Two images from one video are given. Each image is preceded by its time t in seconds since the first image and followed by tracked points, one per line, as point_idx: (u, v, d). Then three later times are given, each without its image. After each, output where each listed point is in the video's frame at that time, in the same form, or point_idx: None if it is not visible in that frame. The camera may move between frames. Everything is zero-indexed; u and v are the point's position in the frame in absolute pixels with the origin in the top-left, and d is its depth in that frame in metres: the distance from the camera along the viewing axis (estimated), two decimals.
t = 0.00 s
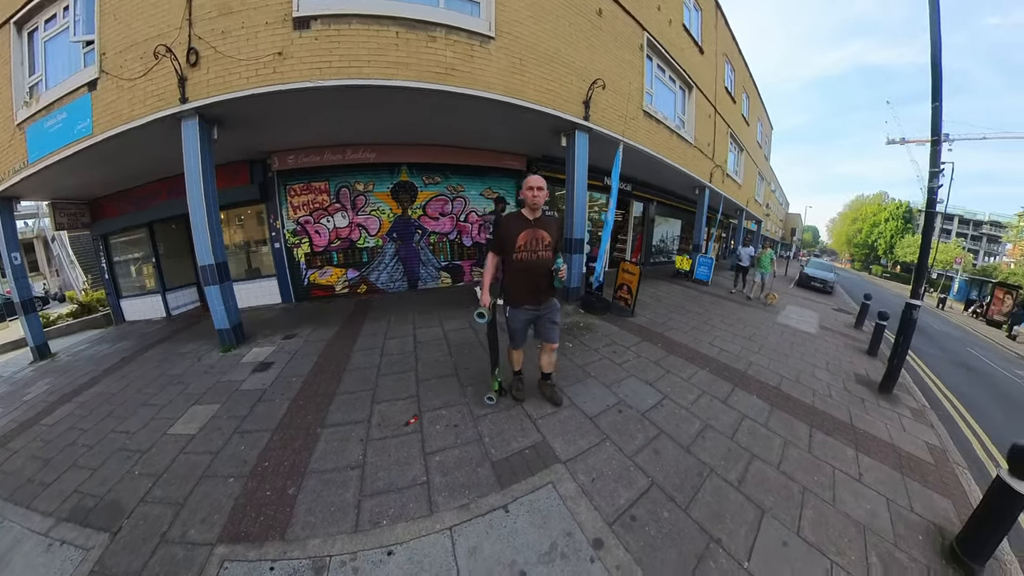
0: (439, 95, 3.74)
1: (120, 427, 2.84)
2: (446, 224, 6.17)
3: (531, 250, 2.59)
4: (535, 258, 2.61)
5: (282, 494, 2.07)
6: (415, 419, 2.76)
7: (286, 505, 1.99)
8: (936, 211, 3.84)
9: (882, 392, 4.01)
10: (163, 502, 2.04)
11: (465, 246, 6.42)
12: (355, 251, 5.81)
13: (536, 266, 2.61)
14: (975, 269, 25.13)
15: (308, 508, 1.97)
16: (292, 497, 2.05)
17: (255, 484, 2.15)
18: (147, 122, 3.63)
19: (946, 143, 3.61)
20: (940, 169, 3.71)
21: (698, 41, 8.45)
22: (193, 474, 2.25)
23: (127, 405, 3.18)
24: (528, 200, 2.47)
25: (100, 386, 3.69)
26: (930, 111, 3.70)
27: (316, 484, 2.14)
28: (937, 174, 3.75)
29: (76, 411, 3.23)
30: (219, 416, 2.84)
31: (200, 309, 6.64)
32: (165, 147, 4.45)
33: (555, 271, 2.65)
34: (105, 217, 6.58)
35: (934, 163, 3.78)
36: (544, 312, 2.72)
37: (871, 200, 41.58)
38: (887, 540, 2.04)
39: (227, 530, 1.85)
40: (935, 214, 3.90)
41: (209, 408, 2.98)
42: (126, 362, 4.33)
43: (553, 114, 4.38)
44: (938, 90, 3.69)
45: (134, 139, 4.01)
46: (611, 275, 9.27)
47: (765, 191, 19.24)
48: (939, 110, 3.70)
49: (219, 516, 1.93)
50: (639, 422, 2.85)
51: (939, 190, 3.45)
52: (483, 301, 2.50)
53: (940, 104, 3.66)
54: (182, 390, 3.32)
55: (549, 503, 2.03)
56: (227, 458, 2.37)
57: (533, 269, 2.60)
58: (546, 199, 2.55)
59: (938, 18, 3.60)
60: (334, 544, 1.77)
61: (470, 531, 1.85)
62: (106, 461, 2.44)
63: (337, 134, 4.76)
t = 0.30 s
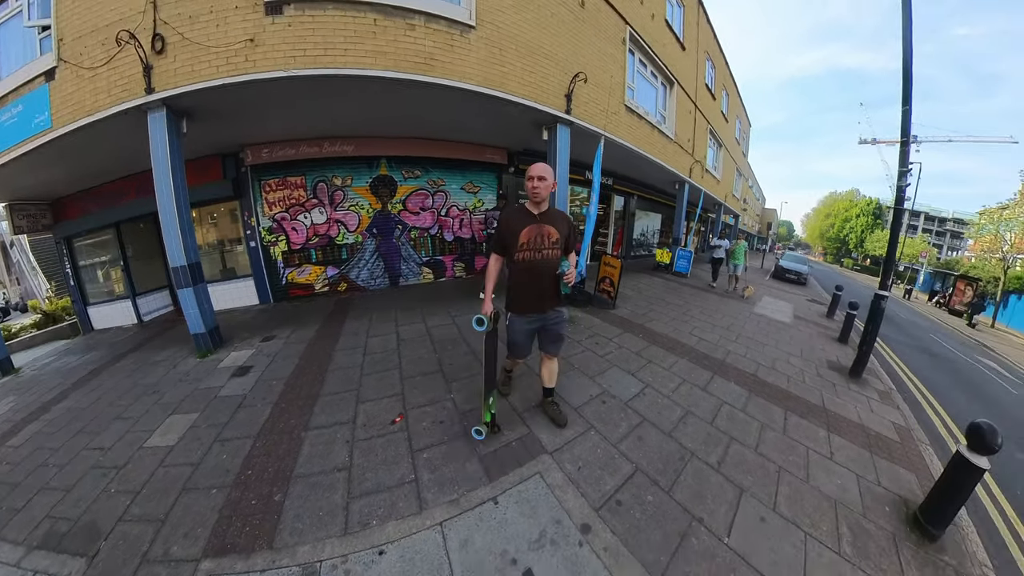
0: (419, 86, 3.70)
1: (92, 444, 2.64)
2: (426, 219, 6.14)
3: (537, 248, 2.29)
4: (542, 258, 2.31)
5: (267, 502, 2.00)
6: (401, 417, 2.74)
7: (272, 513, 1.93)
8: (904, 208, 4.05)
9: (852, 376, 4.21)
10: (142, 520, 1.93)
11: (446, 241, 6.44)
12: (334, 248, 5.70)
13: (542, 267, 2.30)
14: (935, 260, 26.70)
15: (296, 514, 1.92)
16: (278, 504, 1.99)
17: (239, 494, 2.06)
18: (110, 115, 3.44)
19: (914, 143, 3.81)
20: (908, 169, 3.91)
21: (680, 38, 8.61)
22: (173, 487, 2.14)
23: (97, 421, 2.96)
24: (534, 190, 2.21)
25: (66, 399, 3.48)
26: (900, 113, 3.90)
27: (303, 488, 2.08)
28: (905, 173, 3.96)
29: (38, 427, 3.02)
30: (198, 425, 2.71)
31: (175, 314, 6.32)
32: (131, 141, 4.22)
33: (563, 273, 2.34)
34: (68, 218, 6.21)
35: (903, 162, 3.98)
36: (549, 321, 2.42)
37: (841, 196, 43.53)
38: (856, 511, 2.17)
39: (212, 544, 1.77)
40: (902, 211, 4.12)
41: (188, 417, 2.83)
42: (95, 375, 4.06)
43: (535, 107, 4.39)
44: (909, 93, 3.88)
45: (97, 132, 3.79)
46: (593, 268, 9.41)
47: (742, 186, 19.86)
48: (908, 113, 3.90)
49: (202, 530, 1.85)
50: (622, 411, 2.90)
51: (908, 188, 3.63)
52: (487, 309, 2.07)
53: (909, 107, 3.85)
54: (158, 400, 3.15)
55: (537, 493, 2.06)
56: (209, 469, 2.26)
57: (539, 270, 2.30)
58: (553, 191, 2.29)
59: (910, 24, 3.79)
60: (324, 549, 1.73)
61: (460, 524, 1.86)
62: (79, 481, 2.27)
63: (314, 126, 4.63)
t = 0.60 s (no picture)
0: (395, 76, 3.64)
1: (56, 468, 2.36)
2: (404, 214, 6.12)
3: (534, 247, 1.84)
4: (540, 258, 1.86)
5: (250, 514, 1.91)
6: (385, 417, 2.70)
7: (256, 525, 1.84)
8: (870, 203, 4.29)
9: (821, 360, 4.42)
10: (116, 547, 1.76)
11: (424, 237, 6.43)
12: (309, 247, 5.56)
13: (540, 269, 1.86)
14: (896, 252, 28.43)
15: (281, 524, 1.85)
16: (262, 515, 1.90)
17: (220, 508, 1.95)
18: (64, 106, 3.22)
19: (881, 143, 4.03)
20: (874, 168, 4.14)
21: (658, 33, 8.77)
22: (149, 507, 1.99)
23: (59, 443, 2.66)
24: (527, 177, 1.74)
25: (20, 419, 3.22)
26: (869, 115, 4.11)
27: (287, 497, 2.01)
28: (871, 172, 4.19)
29: None
30: (173, 439, 2.53)
31: (143, 322, 5.91)
32: (87, 136, 3.96)
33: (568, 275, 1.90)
34: (22, 224, 5.78)
35: (869, 161, 4.21)
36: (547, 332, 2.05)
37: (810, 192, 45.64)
38: (825, 484, 2.31)
39: (194, 561, 1.68)
40: (869, 206, 4.34)
41: (161, 431, 2.64)
42: (60, 391, 3.69)
43: (513, 100, 4.41)
44: (876, 95, 4.10)
45: (49, 127, 3.52)
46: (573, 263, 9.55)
47: (717, 182, 20.51)
48: (876, 115, 4.12)
49: (182, 551, 1.73)
50: (604, 400, 2.97)
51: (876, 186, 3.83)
52: (480, 321, 1.99)
53: (877, 109, 4.07)
54: (129, 415, 2.91)
55: (524, 484, 2.08)
56: (187, 484, 2.13)
57: (537, 274, 1.87)
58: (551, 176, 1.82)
59: (880, 26, 3.98)
60: (313, 557, 1.67)
61: (450, 520, 1.85)
62: (45, 511, 2.02)
63: (286, 119, 4.48)
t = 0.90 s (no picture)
0: (378, 68, 3.60)
1: (33, 488, 2.25)
2: (388, 210, 6.06)
3: (528, 242, 1.78)
4: (536, 256, 1.81)
5: (240, 522, 1.87)
6: (374, 417, 2.68)
7: (247, 533, 1.81)
8: (849, 200, 4.45)
9: (801, 350, 4.57)
10: (101, 566, 1.70)
11: (409, 233, 6.39)
12: (292, 245, 5.45)
13: (536, 270, 1.82)
14: (873, 246, 29.52)
15: (272, 530, 1.81)
16: (252, 523, 1.86)
17: (209, 518, 1.91)
18: (31, 102, 3.05)
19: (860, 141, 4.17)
20: (853, 164, 4.30)
21: (644, 28, 8.85)
22: (134, 522, 1.92)
23: (35, 459, 2.54)
24: (516, 165, 1.69)
25: None
26: (849, 114, 4.25)
27: (278, 503, 1.98)
28: (850, 168, 4.34)
29: None
30: (157, 450, 2.45)
31: (121, 329, 5.69)
32: (54, 132, 3.77)
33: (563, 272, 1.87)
34: None
35: (848, 158, 4.36)
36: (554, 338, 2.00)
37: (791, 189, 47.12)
38: (806, 466, 2.40)
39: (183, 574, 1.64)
40: (848, 202, 4.49)
41: (144, 443, 2.55)
42: (35, 405, 3.53)
43: (498, 93, 4.41)
44: (856, 95, 4.25)
45: (14, 124, 3.32)
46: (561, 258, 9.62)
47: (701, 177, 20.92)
48: (855, 113, 4.27)
49: (169, 565, 1.68)
50: (592, 392, 3.01)
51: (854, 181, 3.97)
52: (460, 333, 1.92)
53: (856, 108, 4.22)
54: (109, 427, 2.79)
55: (516, 477, 2.10)
56: (173, 495, 2.07)
57: (533, 273, 1.81)
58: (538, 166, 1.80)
59: (861, 28, 4.13)
60: (306, 561, 1.65)
61: (444, 516, 1.86)
62: (24, 532, 1.93)
63: (266, 113, 4.37)
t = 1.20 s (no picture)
0: (373, 65, 3.59)
1: (28, 492, 2.23)
2: (384, 209, 6.04)
3: (526, 242, 1.79)
4: (533, 257, 1.80)
5: (238, 524, 1.86)
6: (371, 416, 2.67)
7: (245, 534, 1.80)
8: (843, 198, 4.49)
9: (796, 347, 4.60)
10: (98, 570, 1.68)
11: (406, 232, 6.38)
12: (288, 244, 5.42)
13: (534, 272, 1.82)
14: (867, 245, 29.82)
15: (270, 531, 1.81)
16: (250, 524, 1.86)
17: (207, 520, 1.90)
18: (20, 101, 3.00)
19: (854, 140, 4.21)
20: (847, 163, 4.33)
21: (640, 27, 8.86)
22: (131, 526, 1.90)
23: (30, 463, 2.51)
24: (519, 159, 1.67)
25: None
26: (843, 112, 4.28)
27: (276, 504, 1.97)
28: (845, 167, 4.38)
29: None
30: (153, 452, 2.44)
31: (116, 330, 5.63)
32: (45, 131, 3.72)
33: (562, 276, 1.85)
34: None
35: (842, 156, 4.40)
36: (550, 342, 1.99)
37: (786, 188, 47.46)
38: (801, 461, 2.42)
39: None
40: (842, 200, 4.53)
41: (140, 445, 2.53)
42: (29, 409, 3.50)
43: (495, 90, 4.40)
44: (851, 94, 4.28)
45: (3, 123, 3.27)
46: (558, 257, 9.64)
47: (697, 176, 21.01)
48: (849, 112, 4.30)
49: (167, 567, 1.67)
50: (589, 389, 3.02)
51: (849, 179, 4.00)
52: (455, 348, 1.91)
53: (850, 107, 4.25)
54: (104, 430, 2.76)
55: (514, 474, 2.10)
56: (170, 498, 2.06)
57: (530, 274, 1.81)
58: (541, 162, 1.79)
59: (856, 28, 4.16)
60: (305, 561, 1.65)
61: (442, 514, 1.86)
62: (19, 538, 1.90)
63: (260, 111, 4.34)
